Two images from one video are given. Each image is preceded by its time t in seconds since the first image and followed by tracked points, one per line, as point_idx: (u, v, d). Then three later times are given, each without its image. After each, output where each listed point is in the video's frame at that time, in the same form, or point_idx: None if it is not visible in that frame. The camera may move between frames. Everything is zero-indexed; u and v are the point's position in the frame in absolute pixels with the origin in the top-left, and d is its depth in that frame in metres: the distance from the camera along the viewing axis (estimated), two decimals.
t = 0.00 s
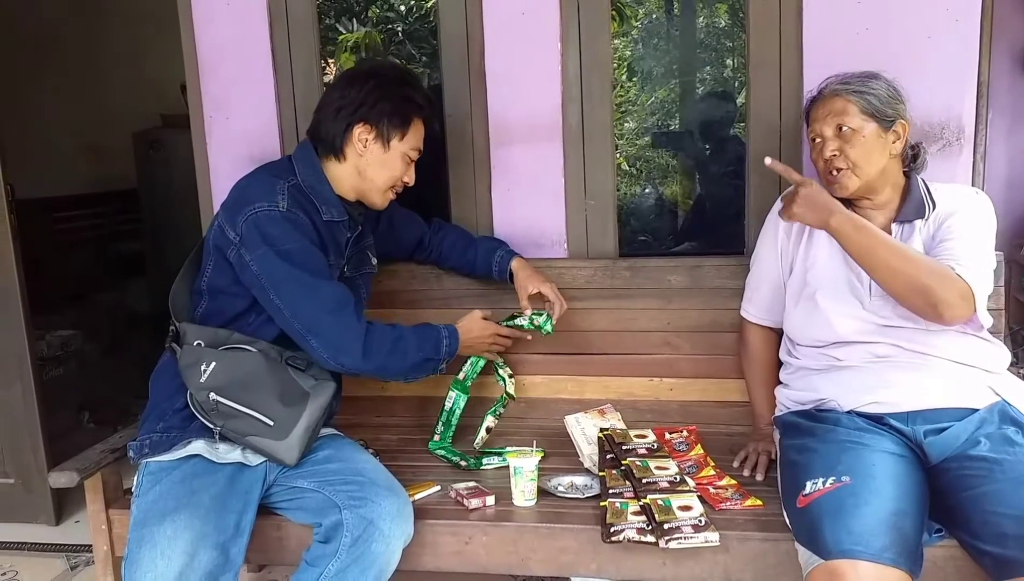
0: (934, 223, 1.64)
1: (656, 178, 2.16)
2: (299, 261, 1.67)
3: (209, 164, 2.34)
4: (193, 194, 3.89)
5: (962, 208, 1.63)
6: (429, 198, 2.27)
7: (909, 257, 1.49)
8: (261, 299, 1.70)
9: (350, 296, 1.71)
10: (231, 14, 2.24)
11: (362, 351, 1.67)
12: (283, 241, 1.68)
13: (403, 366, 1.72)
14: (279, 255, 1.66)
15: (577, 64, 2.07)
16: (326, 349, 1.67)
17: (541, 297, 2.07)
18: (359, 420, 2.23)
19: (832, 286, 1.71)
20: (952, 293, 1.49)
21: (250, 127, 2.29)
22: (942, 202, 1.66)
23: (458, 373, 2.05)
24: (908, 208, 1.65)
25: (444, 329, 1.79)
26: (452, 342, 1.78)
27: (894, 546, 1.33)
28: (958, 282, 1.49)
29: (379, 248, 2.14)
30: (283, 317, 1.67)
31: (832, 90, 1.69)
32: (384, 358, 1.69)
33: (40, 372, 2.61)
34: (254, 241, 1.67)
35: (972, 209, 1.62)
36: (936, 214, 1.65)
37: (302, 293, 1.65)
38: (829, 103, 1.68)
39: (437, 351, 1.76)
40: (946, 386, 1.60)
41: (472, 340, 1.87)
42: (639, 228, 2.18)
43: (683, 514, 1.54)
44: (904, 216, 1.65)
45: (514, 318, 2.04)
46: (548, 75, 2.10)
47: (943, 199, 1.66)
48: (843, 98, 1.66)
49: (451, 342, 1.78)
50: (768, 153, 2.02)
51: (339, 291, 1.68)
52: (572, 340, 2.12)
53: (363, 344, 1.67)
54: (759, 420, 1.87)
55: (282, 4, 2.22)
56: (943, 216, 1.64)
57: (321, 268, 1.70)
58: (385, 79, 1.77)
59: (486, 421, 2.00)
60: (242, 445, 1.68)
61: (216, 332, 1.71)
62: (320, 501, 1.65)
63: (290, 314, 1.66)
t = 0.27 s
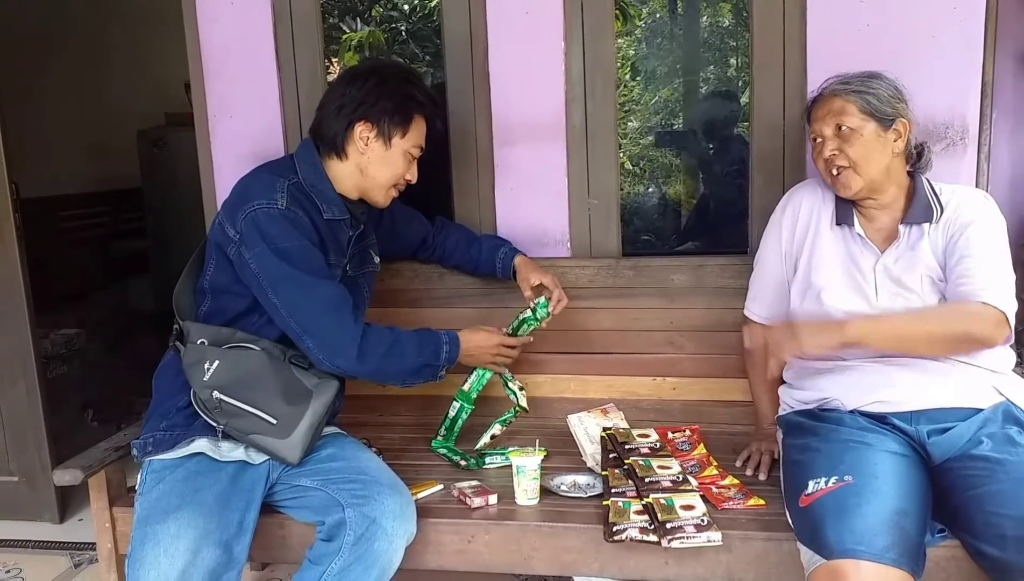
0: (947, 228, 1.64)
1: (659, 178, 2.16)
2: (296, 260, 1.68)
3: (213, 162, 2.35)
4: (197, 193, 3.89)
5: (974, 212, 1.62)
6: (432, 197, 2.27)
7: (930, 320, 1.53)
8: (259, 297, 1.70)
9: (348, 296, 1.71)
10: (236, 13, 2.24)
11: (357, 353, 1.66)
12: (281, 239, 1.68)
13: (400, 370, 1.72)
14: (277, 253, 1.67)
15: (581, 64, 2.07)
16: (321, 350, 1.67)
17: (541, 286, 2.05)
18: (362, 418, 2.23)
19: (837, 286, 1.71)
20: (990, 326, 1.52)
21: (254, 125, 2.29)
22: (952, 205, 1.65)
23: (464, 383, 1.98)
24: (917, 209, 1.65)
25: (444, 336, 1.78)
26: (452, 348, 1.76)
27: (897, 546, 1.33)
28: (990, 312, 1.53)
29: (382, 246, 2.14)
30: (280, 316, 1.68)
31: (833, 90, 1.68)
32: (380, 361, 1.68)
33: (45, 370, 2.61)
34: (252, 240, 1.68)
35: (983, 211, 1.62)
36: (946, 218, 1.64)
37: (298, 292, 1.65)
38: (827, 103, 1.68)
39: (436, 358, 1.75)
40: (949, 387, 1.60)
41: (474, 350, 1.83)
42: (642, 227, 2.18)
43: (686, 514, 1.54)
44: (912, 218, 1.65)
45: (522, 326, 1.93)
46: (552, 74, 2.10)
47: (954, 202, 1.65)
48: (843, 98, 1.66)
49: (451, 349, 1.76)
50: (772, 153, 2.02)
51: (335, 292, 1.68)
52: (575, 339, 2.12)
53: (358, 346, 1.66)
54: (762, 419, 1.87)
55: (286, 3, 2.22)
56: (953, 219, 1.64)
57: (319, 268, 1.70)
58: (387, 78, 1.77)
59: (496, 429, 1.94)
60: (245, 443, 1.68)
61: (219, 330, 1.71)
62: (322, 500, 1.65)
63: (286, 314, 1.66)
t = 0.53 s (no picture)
0: (950, 228, 1.65)
1: (659, 177, 2.16)
2: (291, 259, 1.67)
3: (213, 161, 2.35)
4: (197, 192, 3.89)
5: (980, 215, 1.63)
6: (432, 196, 2.27)
7: (948, 361, 1.54)
8: (254, 296, 1.70)
9: (343, 296, 1.71)
10: (235, 12, 2.24)
11: (351, 353, 1.66)
12: (276, 238, 1.68)
13: (395, 369, 1.71)
14: (271, 252, 1.67)
15: (581, 62, 2.07)
16: (315, 349, 1.67)
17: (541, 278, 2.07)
18: (361, 417, 2.23)
19: (838, 284, 1.70)
20: (996, 342, 1.56)
21: (253, 124, 2.29)
22: (955, 204, 1.66)
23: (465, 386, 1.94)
24: (919, 207, 1.65)
25: (442, 336, 1.77)
26: (449, 348, 1.75)
27: (901, 546, 1.33)
28: (995, 327, 1.56)
29: (382, 245, 2.14)
30: (274, 315, 1.68)
31: (835, 86, 1.68)
32: (374, 361, 1.68)
33: (44, 369, 2.61)
34: (247, 239, 1.68)
35: (988, 212, 1.63)
36: (949, 220, 1.65)
37: (292, 291, 1.65)
38: (830, 100, 1.68)
39: (433, 358, 1.74)
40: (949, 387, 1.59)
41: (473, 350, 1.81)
42: (641, 226, 2.18)
43: (685, 512, 1.54)
44: (915, 216, 1.65)
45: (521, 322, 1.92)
46: (552, 73, 2.09)
47: (958, 202, 1.66)
48: (845, 94, 1.66)
49: (448, 349, 1.75)
50: (771, 152, 2.02)
51: (330, 291, 1.68)
52: (575, 338, 2.12)
53: (352, 346, 1.66)
54: (761, 418, 1.87)
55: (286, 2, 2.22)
56: (956, 220, 1.64)
57: (315, 267, 1.69)
58: (383, 74, 1.77)
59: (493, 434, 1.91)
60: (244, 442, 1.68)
61: (217, 329, 1.71)
62: (322, 498, 1.65)
63: (281, 313, 1.66)
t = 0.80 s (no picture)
0: (950, 228, 1.65)
1: (657, 176, 2.15)
2: (288, 260, 1.67)
3: (210, 163, 2.35)
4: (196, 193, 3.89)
5: (978, 216, 1.63)
6: (430, 196, 2.27)
7: (945, 362, 1.54)
8: (252, 297, 1.70)
9: (341, 297, 1.71)
10: (233, 13, 2.24)
11: (347, 355, 1.66)
12: (274, 239, 1.68)
13: (391, 371, 1.71)
14: (269, 254, 1.66)
15: (578, 62, 2.07)
16: (313, 350, 1.66)
17: (536, 291, 2.06)
18: (360, 418, 2.23)
19: (837, 283, 1.70)
20: (994, 343, 1.56)
21: (251, 125, 2.29)
22: (954, 205, 1.65)
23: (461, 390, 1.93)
24: (918, 206, 1.65)
25: (438, 338, 1.77)
26: (445, 351, 1.76)
27: (896, 545, 1.33)
28: (992, 328, 1.56)
29: (380, 246, 2.13)
30: (272, 317, 1.68)
31: (835, 83, 1.68)
32: (371, 362, 1.68)
33: (42, 371, 2.61)
34: (245, 240, 1.68)
35: (987, 214, 1.63)
36: (949, 220, 1.65)
37: (289, 292, 1.65)
38: (830, 96, 1.68)
39: (429, 362, 1.74)
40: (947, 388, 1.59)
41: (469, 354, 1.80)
42: (639, 226, 2.18)
43: (683, 513, 1.54)
44: (914, 216, 1.64)
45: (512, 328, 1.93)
46: (549, 74, 2.09)
47: (957, 203, 1.65)
48: (844, 91, 1.66)
49: (444, 352, 1.76)
50: (769, 151, 2.01)
51: (328, 293, 1.67)
52: (573, 339, 2.12)
53: (349, 348, 1.66)
54: (759, 418, 1.87)
55: (283, 2, 2.21)
56: (956, 221, 1.64)
57: (313, 268, 1.69)
58: (378, 73, 1.77)
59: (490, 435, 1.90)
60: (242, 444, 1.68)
61: (215, 331, 1.70)
62: (319, 500, 1.65)
63: (278, 314, 1.66)
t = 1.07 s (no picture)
0: (949, 230, 1.65)
1: (655, 176, 2.17)
2: (291, 259, 1.67)
3: (208, 163, 2.34)
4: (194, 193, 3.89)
5: (976, 218, 1.63)
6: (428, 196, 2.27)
7: (944, 363, 1.54)
8: (253, 298, 1.70)
9: (343, 296, 1.71)
10: (230, 13, 2.24)
11: (352, 351, 1.66)
12: (276, 239, 1.67)
13: (394, 365, 1.72)
14: (271, 253, 1.66)
15: (576, 63, 2.07)
16: (316, 349, 1.66)
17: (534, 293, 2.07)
18: (358, 419, 2.23)
19: (836, 283, 1.70)
20: (993, 345, 1.56)
21: (248, 125, 2.29)
22: (952, 206, 1.66)
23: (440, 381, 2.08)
24: (916, 207, 1.65)
25: (432, 323, 1.80)
26: (440, 335, 1.79)
27: (894, 545, 1.33)
28: (990, 330, 1.56)
29: (378, 246, 2.14)
30: (274, 316, 1.67)
31: (834, 83, 1.68)
32: (375, 357, 1.69)
33: (40, 372, 2.61)
34: (247, 240, 1.67)
35: (986, 215, 1.63)
36: (947, 221, 1.65)
37: (292, 291, 1.65)
38: (828, 97, 1.68)
39: (426, 346, 1.76)
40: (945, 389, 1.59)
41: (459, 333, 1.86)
42: (637, 226, 2.18)
43: (681, 513, 1.54)
44: (913, 216, 1.65)
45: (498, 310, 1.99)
46: (547, 74, 2.09)
47: (956, 204, 1.66)
48: (842, 92, 1.66)
49: (439, 336, 1.79)
50: (767, 151, 2.01)
51: (330, 291, 1.67)
52: (571, 339, 2.12)
53: (353, 344, 1.66)
54: (757, 419, 1.87)
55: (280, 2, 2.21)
56: (955, 222, 1.64)
57: (315, 267, 1.69)
58: (375, 72, 1.77)
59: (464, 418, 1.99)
60: (241, 444, 1.68)
61: (213, 331, 1.70)
62: (317, 500, 1.65)
63: (281, 314, 1.66)
